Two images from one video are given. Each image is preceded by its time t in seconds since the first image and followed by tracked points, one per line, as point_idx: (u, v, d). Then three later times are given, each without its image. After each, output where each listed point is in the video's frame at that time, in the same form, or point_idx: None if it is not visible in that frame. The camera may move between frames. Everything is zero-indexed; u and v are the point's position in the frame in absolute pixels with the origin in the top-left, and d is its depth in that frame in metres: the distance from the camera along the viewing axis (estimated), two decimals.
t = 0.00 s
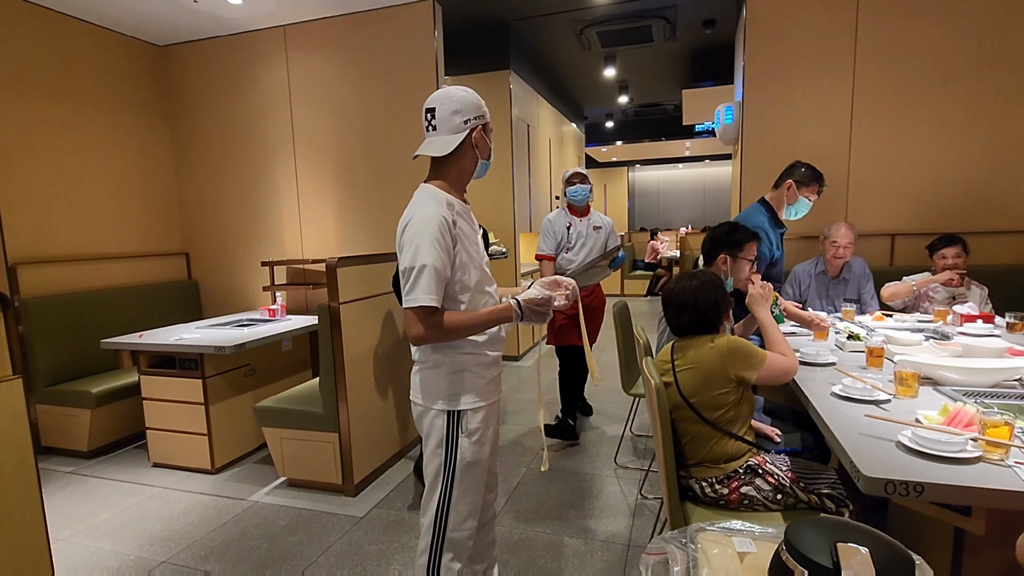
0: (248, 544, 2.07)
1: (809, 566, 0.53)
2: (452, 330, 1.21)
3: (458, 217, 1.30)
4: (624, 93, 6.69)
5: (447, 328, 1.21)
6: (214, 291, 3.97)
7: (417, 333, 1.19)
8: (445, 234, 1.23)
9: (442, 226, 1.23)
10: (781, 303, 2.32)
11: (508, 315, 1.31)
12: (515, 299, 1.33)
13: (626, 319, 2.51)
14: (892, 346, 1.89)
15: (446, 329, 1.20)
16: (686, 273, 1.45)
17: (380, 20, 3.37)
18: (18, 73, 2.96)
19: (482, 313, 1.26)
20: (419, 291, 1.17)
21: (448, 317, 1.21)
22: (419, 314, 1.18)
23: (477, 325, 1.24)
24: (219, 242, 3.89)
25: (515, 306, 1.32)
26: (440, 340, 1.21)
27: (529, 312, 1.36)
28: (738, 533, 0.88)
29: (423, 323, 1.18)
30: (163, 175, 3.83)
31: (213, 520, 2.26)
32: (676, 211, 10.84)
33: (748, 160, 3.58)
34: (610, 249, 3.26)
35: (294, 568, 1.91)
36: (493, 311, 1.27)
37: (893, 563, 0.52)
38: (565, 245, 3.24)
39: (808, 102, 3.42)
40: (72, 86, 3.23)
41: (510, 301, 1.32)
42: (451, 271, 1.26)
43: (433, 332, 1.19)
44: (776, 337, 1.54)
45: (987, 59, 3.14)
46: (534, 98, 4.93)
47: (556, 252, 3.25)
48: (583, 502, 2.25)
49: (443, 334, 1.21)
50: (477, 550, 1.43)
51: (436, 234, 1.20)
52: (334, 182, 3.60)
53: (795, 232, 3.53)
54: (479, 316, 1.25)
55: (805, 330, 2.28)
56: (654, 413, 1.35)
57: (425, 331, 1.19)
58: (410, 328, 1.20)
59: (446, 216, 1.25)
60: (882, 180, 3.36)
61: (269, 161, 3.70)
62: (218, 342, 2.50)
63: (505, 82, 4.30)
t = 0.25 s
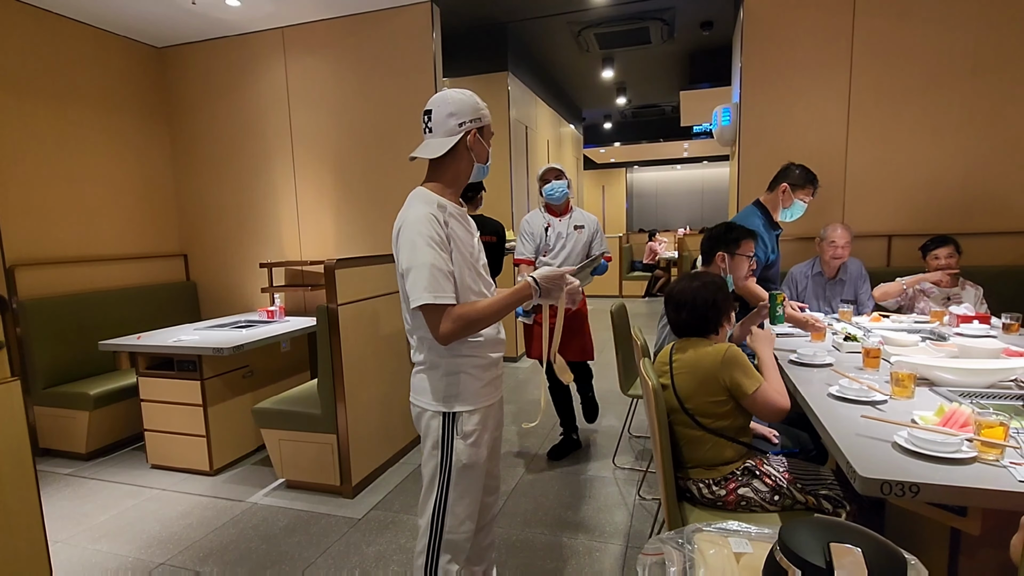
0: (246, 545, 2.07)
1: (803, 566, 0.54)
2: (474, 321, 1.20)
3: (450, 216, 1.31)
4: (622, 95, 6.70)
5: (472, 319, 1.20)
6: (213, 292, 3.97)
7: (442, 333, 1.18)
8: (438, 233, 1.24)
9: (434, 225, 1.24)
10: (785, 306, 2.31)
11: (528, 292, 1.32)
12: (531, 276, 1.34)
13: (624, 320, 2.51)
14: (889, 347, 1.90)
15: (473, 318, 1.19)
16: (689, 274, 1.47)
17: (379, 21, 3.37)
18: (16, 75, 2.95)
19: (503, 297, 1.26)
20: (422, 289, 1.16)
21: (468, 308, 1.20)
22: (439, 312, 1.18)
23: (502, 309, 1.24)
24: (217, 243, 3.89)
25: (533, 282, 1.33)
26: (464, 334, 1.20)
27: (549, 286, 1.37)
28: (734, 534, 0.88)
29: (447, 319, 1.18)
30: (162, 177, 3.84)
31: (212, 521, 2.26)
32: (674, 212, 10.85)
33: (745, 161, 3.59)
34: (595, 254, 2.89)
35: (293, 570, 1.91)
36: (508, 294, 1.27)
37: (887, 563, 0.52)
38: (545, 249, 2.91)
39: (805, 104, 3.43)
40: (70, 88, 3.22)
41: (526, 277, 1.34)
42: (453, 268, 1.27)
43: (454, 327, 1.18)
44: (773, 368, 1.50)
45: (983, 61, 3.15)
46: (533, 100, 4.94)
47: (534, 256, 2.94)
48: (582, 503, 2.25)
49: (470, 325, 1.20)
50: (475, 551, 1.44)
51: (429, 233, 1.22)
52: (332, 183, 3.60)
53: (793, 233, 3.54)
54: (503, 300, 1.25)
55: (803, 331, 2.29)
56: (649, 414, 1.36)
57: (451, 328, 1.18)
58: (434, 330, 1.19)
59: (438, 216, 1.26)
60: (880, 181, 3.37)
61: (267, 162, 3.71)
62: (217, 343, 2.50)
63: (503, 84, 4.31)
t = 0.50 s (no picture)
0: (246, 546, 2.07)
1: (804, 566, 0.54)
2: (484, 315, 1.18)
3: (452, 215, 1.31)
4: (621, 95, 6.71)
5: (479, 311, 1.17)
6: (212, 293, 3.97)
7: (448, 326, 1.16)
8: (440, 230, 1.24)
9: (436, 223, 1.24)
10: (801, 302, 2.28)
11: (535, 286, 1.30)
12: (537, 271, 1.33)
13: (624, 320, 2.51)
14: (889, 347, 1.90)
15: (481, 310, 1.17)
16: (700, 276, 1.47)
17: (379, 22, 3.37)
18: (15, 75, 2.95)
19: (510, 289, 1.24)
20: (427, 283, 1.16)
21: (474, 300, 1.18)
22: (445, 305, 1.16)
23: (510, 302, 1.22)
24: (217, 244, 3.89)
25: (539, 277, 1.32)
26: (472, 327, 1.17)
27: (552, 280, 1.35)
28: (735, 534, 0.88)
29: (454, 312, 1.16)
30: (162, 177, 3.83)
31: (212, 522, 2.26)
32: (674, 212, 10.86)
33: (745, 161, 3.60)
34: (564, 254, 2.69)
35: (293, 570, 1.91)
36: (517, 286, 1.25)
37: (889, 563, 0.52)
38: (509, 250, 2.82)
39: (804, 104, 3.44)
40: (69, 88, 3.22)
41: (533, 272, 1.33)
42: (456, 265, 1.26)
43: (462, 320, 1.16)
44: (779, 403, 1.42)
45: (982, 61, 3.16)
46: (532, 100, 4.94)
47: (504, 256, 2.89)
48: (582, 503, 2.25)
49: (477, 318, 1.17)
50: (476, 551, 1.43)
51: (430, 230, 1.22)
52: (332, 184, 3.60)
53: (792, 234, 3.54)
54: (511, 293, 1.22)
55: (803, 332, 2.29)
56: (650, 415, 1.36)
57: (458, 321, 1.16)
58: (441, 325, 1.17)
59: (440, 214, 1.27)
60: (879, 181, 3.38)
61: (267, 162, 3.70)
62: (217, 344, 2.50)
63: (503, 84, 4.31)
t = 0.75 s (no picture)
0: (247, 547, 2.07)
1: (810, 565, 0.54)
2: (472, 315, 1.17)
3: (455, 216, 1.31)
4: (622, 95, 6.70)
5: (465, 313, 1.16)
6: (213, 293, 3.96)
7: (431, 325, 1.16)
8: (441, 230, 1.24)
9: (437, 222, 1.24)
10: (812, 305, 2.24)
11: (528, 292, 1.30)
12: (533, 279, 1.33)
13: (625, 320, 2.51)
14: (890, 347, 1.90)
15: (466, 312, 1.16)
16: (709, 277, 1.45)
17: (379, 22, 3.37)
18: (15, 76, 2.95)
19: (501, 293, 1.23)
20: (419, 282, 1.16)
21: (462, 302, 1.17)
22: (433, 304, 1.16)
23: (500, 306, 1.21)
24: (217, 244, 3.89)
25: (533, 284, 1.32)
26: (458, 329, 1.17)
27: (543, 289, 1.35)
28: (738, 535, 0.88)
29: (438, 313, 1.16)
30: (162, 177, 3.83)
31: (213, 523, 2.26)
32: (674, 212, 10.86)
33: (745, 161, 3.60)
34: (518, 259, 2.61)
35: (294, 571, 1.91)
36: (511, 289, 1.25)
37: (895, 563, 0.52)
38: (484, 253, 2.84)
39: (804, 104, 3.44)
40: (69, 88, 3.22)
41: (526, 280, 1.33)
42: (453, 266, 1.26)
43: (447, 320, 1.16)
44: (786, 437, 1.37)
45: (983, 61, 3.16)
46: (533, 100, 4.94)
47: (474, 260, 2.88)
48: (583, 504, 2.25)
49: (463, 321, 1.16)
50: (479, 551, 1.44)
51: (431, 229, 1.22)
52: (332, 184, 3.60)
53: (793, 234, 3.54)
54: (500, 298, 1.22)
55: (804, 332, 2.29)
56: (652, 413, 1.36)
57: (442, 322, 1.15)
58: (424, 323, 1.17)
59: (442, 214, 1.27)
60: (880, 181, 3.38)
61: (267, 163, 3.70)
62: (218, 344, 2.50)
63: (503, 84, 4.31)
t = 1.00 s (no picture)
0: (247, 547, 2.07)
1: (812, 566, 0.54)
2: (479, 305, 1.15)
3: (451, 213, 1.31)
4: (622, 94, 6.70)
5: (478, 299, 1.15)
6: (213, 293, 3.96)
7: (444, 317, 1.15)
8: (437, 226, 1.24)
9: (433, 219, 1.25)
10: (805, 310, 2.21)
11: (535, 274, 1.28)
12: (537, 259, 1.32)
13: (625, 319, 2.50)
14: (891, 347, 1.90)
15: (478, 298, 1.15)
16: (719, 278, 1.45)
17: (379, 21, 3.37)
18: (15, 75, 2.94)
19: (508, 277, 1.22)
20: (421, 277, 1.17)
21: (472, 288, 1.16)
22: (442, 296, 1.16)
23: (509, 289, 1.20)
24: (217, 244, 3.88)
25: (538, 264, 1.30)
26: (469, 319, 1.15)
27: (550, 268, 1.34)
28: (739, 535, 0.88)
29: (451, 301, 1.15)
30: (162, 177, 3.83)
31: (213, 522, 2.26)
32: (674, 212, 10.86)
33: (746, 161, 3.60)
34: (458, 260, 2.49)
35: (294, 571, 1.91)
36: (518, 271, 1.24)
37: (896, 563, 0.52)
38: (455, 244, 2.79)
39: (804, 104, 3.44)
40: (69, 88, 3.21)
41: (532, 260, 1.31)
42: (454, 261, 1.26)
43: (460, 307, 1.14)
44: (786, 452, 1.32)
45: (983, 61, 3.16)
46: (533, 100, 4.94)
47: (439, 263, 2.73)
48: (583, 503, 2.25)
49: (475, 308, 1.15)
50: (480, 551, 1.43)
51: (427, 226, 1.22)
52: (332, 184, 3.60)
53: (793, 233, 3.54)
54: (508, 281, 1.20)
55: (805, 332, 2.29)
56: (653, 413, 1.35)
57: (454, 310, 1.14)
58: (437, 316, 1.16)
59: (436, 212, 1.27)
60: (880, 181, 3.38)
61: (267, 163, 3.70)
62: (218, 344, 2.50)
63: (503, 84, 4.30)
